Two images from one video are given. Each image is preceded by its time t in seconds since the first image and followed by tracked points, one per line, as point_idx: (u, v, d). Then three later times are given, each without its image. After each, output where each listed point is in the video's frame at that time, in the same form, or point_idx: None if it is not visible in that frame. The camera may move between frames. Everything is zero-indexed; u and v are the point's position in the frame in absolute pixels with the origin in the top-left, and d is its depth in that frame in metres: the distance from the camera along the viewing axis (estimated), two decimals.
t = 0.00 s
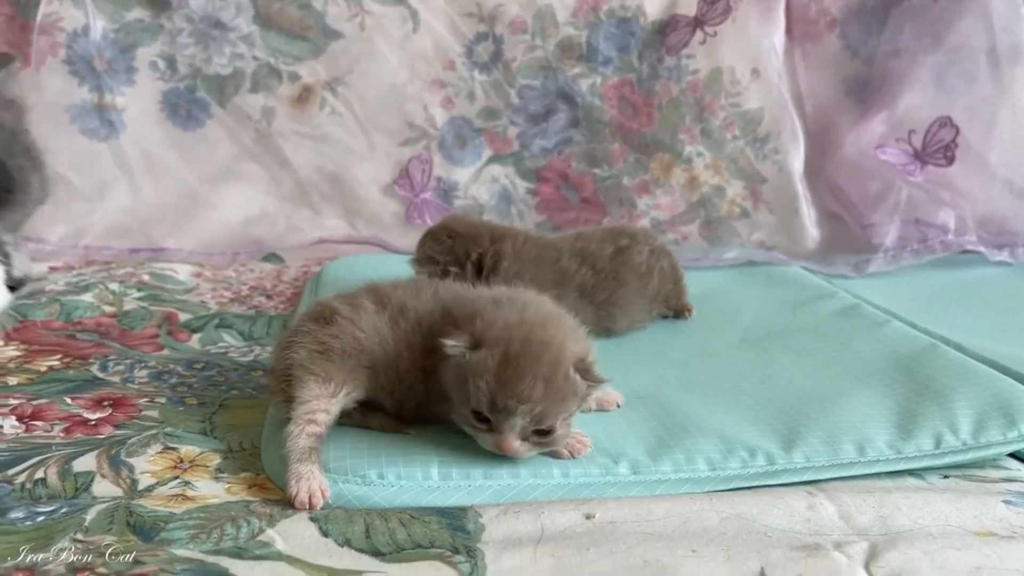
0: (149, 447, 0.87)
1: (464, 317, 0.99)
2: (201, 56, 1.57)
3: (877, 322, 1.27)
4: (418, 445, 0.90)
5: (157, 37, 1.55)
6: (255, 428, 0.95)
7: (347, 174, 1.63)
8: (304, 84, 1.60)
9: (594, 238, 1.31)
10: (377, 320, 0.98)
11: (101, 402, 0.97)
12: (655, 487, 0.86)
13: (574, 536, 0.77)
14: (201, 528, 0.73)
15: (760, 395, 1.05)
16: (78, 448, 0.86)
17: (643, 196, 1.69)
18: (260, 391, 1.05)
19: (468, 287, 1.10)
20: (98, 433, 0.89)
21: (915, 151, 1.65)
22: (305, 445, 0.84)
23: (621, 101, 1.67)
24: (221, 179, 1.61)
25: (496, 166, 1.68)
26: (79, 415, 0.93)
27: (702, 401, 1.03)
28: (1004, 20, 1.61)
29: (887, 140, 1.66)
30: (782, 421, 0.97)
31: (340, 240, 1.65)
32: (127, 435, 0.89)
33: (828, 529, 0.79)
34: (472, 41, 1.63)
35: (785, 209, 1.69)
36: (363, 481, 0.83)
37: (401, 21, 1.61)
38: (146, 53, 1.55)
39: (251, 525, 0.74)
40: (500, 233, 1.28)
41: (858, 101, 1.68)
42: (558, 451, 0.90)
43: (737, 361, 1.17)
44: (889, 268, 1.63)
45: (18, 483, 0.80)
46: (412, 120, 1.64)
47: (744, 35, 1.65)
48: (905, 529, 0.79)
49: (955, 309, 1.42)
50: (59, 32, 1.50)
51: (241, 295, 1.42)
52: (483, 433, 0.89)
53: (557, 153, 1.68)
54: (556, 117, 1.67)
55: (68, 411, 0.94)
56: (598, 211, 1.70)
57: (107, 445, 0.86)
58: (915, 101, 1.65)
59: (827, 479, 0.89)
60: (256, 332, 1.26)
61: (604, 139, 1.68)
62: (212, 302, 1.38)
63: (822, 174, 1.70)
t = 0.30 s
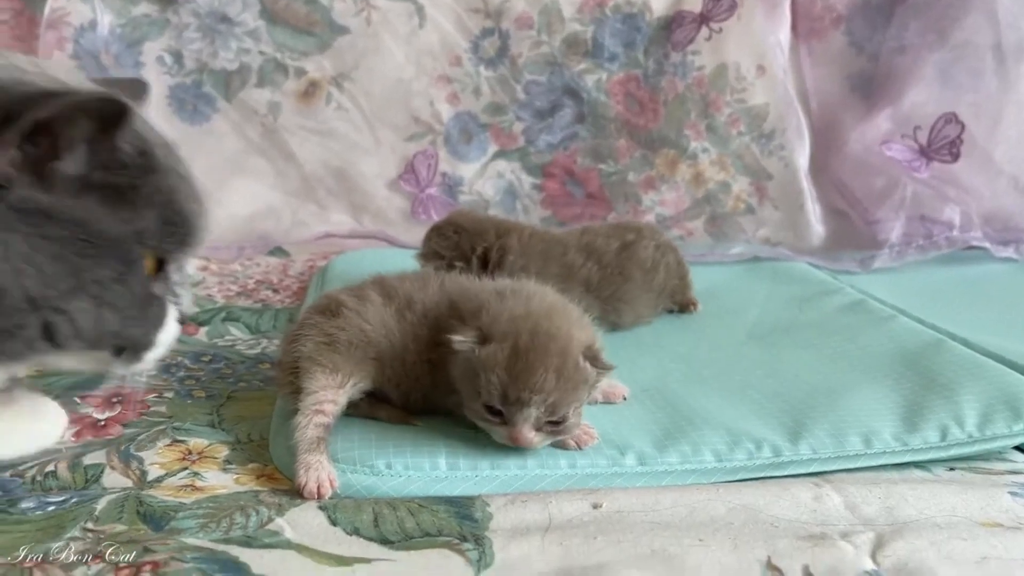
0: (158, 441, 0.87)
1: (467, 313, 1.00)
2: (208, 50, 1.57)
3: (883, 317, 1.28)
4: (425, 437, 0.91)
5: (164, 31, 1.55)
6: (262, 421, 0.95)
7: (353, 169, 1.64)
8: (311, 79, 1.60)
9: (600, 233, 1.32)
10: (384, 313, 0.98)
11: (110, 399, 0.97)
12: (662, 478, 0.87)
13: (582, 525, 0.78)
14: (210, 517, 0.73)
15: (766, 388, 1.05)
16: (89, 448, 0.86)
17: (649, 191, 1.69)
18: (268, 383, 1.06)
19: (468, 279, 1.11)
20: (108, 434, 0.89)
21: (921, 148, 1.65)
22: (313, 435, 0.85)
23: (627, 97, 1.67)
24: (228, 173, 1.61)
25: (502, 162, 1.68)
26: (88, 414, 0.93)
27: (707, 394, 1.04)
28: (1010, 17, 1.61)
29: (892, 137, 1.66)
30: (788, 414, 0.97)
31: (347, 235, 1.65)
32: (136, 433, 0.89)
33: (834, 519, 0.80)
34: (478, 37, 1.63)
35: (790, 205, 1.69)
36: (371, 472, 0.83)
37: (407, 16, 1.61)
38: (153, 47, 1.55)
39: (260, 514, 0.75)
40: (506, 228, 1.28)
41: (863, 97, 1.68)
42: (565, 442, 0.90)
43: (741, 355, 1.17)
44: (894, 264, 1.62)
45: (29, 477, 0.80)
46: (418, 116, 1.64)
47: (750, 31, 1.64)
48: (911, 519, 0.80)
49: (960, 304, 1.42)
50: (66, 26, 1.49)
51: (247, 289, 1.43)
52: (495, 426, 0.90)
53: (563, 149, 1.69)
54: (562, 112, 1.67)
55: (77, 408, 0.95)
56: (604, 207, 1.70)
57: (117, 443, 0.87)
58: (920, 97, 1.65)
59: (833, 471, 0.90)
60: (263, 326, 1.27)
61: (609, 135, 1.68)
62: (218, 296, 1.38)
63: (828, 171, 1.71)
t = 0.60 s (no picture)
0: (162, 456, 0.87)
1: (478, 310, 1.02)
2: (212, 49, 1.56)
3: (887, 317, 1.28)
4: (429, 437, 0.92)
5: (169, 30, 1.54)
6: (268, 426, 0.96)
7: (358, 168, 1.62)
8: (314, 79, 1.60)
9: (604, 233, 1.32)
10: (388, 315, 1.00)
11: (116, 415, 0.96)
12: (666, 478, 0.87)
13: (587, 524, 0.79)
14: (217, 514, 0.74)
15: (767, 387, 1.06)
16: (99, 467, 0.85)
17: (652, 191, 1.69)
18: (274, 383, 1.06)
19: (463, 278, 1.11)
20: (116, 452, 0.89)
21: (924, 148, 1.65)
22: (317, 436, 0.86)
23: (630, 97, 1.67)
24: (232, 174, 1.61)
25: (505, 162, 1.68)
26: (97, 432, 0.92)
27: (710, 395, 1.04)
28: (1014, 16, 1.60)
29: (895, 137, 1.66)
30: (790, 414, 0.98)
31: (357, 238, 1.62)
32: (140, 450, 0.89)
33: (839, 519, 0.80)
34: (481, 36, 1.63)
35: (794, 205, 1.68)
36: (375, 472, 0.84)
37: (411, 16, 1.61)
38: (157, 47, 1.54)
39: (266, 512, 0.75)
40: (509, 228, 1.28)
41: (866, 97, 1.68)
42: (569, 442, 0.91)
43: (745, 355, 1.18)
44: (898, 265, 1.62)
45: (39, 493, 0.81)
46: (422, 116, 1.65)
47: (753, 31, 1.64)
48: (915, 519, 0.80)
49: (965, 304, 1.42)
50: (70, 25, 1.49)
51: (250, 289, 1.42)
52: (545, 421, 0.92)
53: (566, 149, 1.69)
54: (565, 112, 1.67)
55: (82, 426, 0.94)
56: (607, 206, 1.70)
57: (122, 460, 0.86)
58: (923, 97, 1.65)
59: (837, 471, 0.90)
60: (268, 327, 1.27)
61: (612, 135, 1.68)
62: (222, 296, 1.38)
63: (831, 170, 1.71)
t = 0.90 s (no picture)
0: (166, 461, 0.89)
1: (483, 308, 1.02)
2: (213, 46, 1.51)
3: (887, 316, 1.28)
4: (431, 437, 0.92)
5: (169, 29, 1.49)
6: (269, 431, 0.96)
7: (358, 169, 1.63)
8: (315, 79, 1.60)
9: (605, 233, 1.32)
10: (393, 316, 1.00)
11: (119, 422, 0.98)
12: (666, 477, 0.87)
13: (588, 521, 0.79)
14: (220, 511, 0.74)
15: (769, 387, 1.06)
16: (101, 476, 0.86)
17: (653, 191, 1.69)
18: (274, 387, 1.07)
19: (446, 275, 1.13)
20: (118, 462, 0.90)
21: (924, 148, 1.65)
22: (320, 435, 0.87)
23: (631, 97, 1.67)
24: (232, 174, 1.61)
25: (506, 161, 1.68)
26: (99, 442, 0.94)
27: (712, 394, 1.05)
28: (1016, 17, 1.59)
29: (896, 137, 1.66)
30: (791, 414, 0.98)
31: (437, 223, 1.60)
32: (144, 457, 0.90)
33: (839, 518, 0.81)
34: (483, 37, 1.64)
35: (796, 205, 1.68)
36: (377, 472, 0.84)
37: (412, 16, 1.61)
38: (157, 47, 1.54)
39: (269, 509, 0.76)
40: (510, 229, 1.29)
41: (867, 98, 1.68)
42: (570, 443, 0.91)
43: (746, 355, 1.18)
44: (898, 264, 1.63)
45: (45, 503, 0.82)
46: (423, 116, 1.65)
47: (755, 31, 1.63)
48: (915, 518, 0.80)
49: (965, 304, 1.42)
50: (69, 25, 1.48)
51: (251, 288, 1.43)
52: (588, 399, 0.93)
53: (567, 148, 1.69)
54: (566, 112, 1.67)
55: (88, 437, 0.95)
56: (608, 206, 1.70)
57: (125, 468, 0.87)
58: (924, 97, 1.65)
59: (838, 471, 0.90)
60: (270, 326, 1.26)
61: (613, 135, 1.68)
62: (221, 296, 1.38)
63: (831, 170, 1.71)
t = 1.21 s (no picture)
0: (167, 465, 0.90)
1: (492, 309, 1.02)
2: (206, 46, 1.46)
3: (886, 318, 1.29)
4: (430, 438, 0.93)
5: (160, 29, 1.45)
6: (268, 435, 0.97)
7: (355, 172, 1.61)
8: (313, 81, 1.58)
9: (604, 234, 1.33)
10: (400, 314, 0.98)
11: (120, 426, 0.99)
12: (664, 478, 0.88)
13: (586, 520, 0.80)
14: (221, 513, 0.76)
15: (768, 388, 1.06)
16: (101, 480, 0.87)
17: (652, 192, 1.69)
18: (273, 389, 1.09)
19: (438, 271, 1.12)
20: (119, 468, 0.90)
21: (923, 149, 1.65)
22: (319, 437, 0.87)
23: (630, 98, 1.66)
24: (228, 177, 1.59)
25: (506, 163, 1.66)
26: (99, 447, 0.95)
27: (711, 395, 1.05)
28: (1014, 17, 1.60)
29: (895, 137, 1.66)
30: (790, 415, 0.98)
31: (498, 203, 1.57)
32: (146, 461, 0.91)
33: (834, 518, 0.81)
34: (482, 39, 1.62)
35: (795, 206, 1.69)
36: (376, 474, 0.85)
37: (412, 18, 1.59)
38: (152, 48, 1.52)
39: (268, 511, 0.77)
40: (508, 231, 1.28)
41: (866, 98, 1.67)
42: (569, 444, 0.92)
43: (747, 356, 1.18)
44: (895, 265, 1.64)
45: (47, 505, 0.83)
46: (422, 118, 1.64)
47: (754, 32, 1.63)
48: (911, 519, 0.81)
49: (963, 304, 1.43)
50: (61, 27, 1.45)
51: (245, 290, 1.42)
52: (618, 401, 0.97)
53: (566, 150, 1.68)
54: (566, 114, 1.66)
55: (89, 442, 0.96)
56: (607, 207, 1.69)
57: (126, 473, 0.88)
58: (925, 97, 1.65)
59: (834, 471, 0.91)
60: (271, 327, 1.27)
61: (612, 136, 1.68)
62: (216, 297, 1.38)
63: (830, 170, 1.70)
